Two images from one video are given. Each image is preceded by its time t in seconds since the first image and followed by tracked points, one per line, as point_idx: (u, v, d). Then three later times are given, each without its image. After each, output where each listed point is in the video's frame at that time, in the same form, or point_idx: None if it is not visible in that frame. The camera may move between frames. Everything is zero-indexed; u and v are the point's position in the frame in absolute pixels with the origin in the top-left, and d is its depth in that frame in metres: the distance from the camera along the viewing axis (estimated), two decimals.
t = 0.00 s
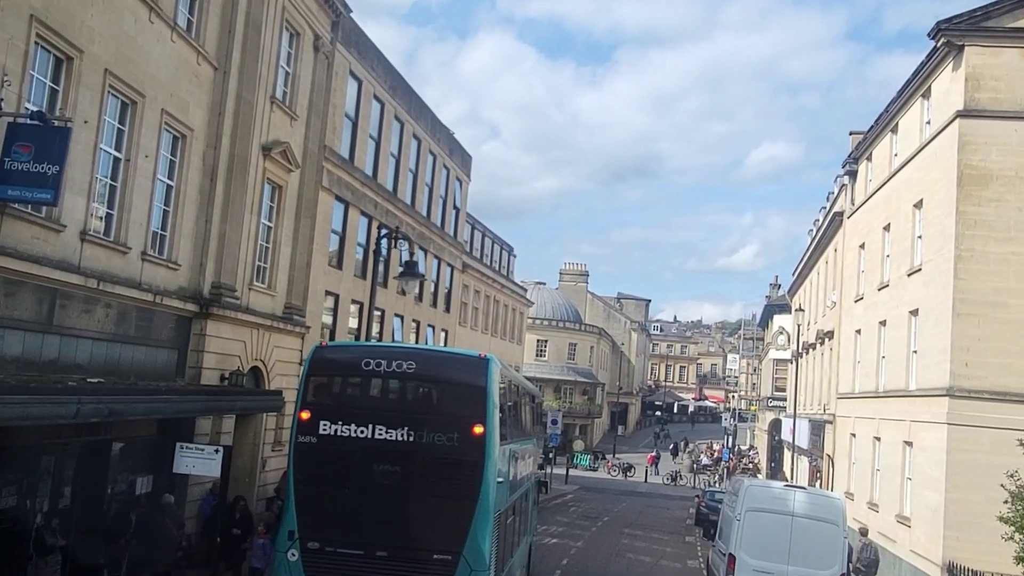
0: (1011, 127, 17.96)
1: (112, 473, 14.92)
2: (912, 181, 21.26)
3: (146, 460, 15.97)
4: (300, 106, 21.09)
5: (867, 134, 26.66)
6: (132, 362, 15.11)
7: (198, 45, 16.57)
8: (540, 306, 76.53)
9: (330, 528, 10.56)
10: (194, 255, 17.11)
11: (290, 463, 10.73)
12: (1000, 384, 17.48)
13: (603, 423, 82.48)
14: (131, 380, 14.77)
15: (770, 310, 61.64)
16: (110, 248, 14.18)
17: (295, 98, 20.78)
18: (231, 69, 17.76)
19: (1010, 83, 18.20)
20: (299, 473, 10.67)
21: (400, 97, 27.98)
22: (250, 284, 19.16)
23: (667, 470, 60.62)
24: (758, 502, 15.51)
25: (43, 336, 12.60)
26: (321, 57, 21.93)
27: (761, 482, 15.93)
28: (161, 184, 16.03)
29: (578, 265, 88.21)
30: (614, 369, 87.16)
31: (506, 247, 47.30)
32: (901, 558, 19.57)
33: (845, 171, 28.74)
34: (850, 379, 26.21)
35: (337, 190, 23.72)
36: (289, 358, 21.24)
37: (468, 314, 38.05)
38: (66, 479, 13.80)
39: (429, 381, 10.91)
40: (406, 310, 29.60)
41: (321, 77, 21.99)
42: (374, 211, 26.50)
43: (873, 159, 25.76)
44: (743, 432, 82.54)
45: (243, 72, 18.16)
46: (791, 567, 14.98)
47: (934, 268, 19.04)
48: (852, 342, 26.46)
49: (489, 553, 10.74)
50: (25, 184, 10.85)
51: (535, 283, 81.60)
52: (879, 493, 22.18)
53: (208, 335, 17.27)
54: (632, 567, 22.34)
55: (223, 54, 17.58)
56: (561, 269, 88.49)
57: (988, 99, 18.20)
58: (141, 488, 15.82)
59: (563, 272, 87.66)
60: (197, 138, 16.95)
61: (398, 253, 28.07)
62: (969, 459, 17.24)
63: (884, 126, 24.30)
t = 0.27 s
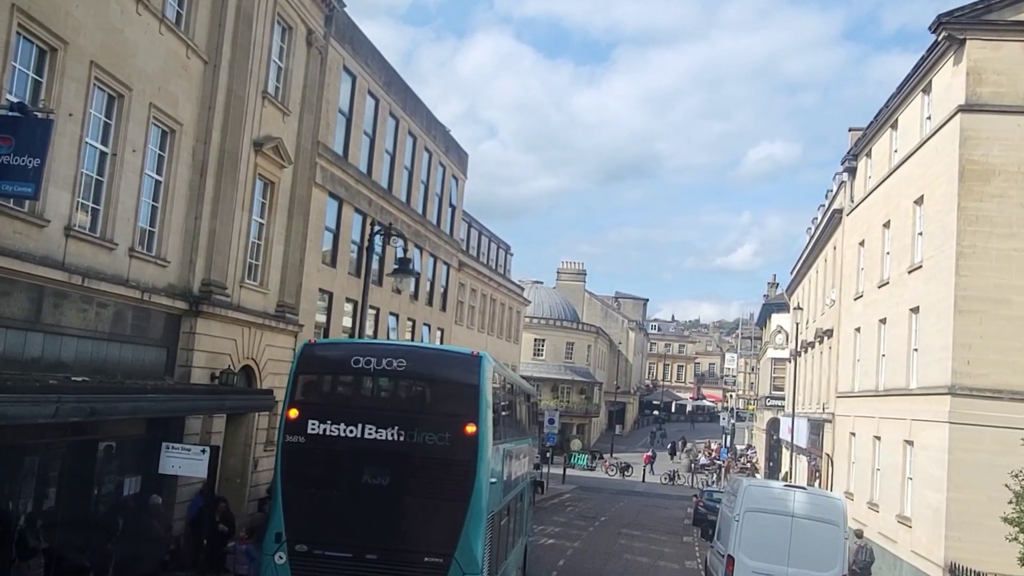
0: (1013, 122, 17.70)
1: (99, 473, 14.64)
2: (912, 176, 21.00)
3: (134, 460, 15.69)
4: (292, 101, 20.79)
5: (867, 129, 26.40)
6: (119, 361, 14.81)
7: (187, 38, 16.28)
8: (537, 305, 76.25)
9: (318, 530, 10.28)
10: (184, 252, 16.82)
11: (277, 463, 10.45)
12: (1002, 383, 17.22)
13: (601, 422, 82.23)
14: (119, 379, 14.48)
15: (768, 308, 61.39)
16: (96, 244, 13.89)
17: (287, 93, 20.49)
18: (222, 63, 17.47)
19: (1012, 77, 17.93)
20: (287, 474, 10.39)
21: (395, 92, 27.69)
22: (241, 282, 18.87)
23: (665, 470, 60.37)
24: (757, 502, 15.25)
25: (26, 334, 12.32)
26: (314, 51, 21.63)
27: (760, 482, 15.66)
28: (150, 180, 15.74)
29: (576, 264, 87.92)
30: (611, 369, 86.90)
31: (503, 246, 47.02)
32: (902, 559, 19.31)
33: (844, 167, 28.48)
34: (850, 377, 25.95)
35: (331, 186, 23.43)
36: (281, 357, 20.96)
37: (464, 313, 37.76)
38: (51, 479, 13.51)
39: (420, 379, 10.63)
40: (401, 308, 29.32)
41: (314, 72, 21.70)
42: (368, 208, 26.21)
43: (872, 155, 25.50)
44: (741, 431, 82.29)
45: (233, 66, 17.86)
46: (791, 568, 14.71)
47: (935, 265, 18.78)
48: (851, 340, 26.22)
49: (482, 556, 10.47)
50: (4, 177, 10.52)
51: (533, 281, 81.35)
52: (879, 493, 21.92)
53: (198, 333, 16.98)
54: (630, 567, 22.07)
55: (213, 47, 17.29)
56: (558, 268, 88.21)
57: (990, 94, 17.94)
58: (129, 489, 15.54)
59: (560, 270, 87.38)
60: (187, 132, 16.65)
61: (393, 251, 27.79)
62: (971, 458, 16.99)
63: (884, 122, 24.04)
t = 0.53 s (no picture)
0: (1016, 114, 17.45)
1: (87, 471, 14.36)
2: (913, 170, 20.75)
3: (123, 458, 15.42)
4: (285, 93, 20.50)
5: (866, 123, 26.16)
6: (108, 356, 14.52)
7: (177, 28, 15.98)
8: (534, 302, 76.01)
9: (308, 528, 10.02)
10: (174, 246, 16.53)
11: (266, 460, 10.18)
12: (1005, 378, 16.99)
13: (598, 419, 82.06)
14: (106, 375, 14.20)
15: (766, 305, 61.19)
16: (82, 237, 13.60)
17: (280, 85, 20.20)
18: (213, 53, 17.18)
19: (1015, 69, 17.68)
20: (276, 471, 10.12)
21: (390, 86, 27.40)
22: (233, 277, 18.59)
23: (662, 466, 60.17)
24: (757, 499, 15.01)
25: (10, 329, 12.03)
26: (308, 43, 21.34)
27: (760, 479, 15.41)
28: (138, 172, 15.44)
29: (573, 260, 87.68)
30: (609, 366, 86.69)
31: (500, 242, 46.76)
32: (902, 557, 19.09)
33: (843, 162, 28.24)
34: (849, 374, 25.73)
35: (325, 180, 23.14)
36: (274, 353, 20.69)
37: (461, 309, 37.50)
38: (37, 478, 13.22)
39: (413, 373, 10.37)
40: (397, 303, 29.05)
41: (307, 64, 21.40)
42: (363, 202, 25.92)
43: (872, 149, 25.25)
44: (739, 428, 82.12)
45: (224, 57, 17.56)
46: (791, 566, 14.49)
47: (936, 259, 18.55)
48: (851, 336, 26.00)
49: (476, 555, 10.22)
50: None
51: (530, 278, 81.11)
52: (879, 490, 21.71)
53: (189, 329, 16.72)
54: (628, 565, 21.84)
55: (203, 37, 16.99)
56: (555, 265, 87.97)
57: (992, 85, 17.69)
58: (117, 487, 15.28)
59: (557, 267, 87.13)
60: (177, 124, 16.36)
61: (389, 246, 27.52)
62: (973, 455, 16.77)
63: (884, 115, 23.79)
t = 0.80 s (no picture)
0: (1016, 110, 17.28)
1: (76, 473, 14.14)
2: (913, 167, 20.57)
3: (113, 460, 15.20)
4: (278, 90, 20.29)
5: (865, 121, 25.98)
6: (97, 356, 14.29)
7: (168, 23, 15.77)
8: (532, 301, 75.85)
9: (298, 531, 9.82)
10: (165, 244, 16.31)
11: (255, 461, 9.97)
12: (1006, 378, 16.82)
13: (595, 419, 81.88)
14: (96, 374, 13.98)
15: (764, 305, 61.03)
16: (71, 234, 13.39)
17: (274, 82, 19.99)
18: (205, 49, 16.96)
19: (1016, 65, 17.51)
20: (266, 472, 9.91)
21: (385, 83, 27.17)
22: (226, 275, 18.37)
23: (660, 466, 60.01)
24: (756, 500, 14.81)
25: None
26: (302, 39, 21.13)
27: (759, 479, 15.22)
28: (129, 168, 15.22)
29: (570, 260, 87.52)
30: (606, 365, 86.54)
31: (497, 241, 46.57)
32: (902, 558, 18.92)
33: (841, 160, 28.07)
34: (848, 373, 25.56)
35: (319, 178, 22.92)
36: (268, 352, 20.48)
37: (457, 309, 37.30)
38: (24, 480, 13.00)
39: (405, 372, 10.16)
40: (393, 303, 28.85)
41: (301, 60, 21.18)
42: (358, 201, 25.70)
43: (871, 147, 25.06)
44: (736, 428, 81.97)
45: (216, 52, 17.34)
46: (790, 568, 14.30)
47: (936, 257, 18.37)
48: (849, 335, 25.83)
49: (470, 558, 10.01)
50: None
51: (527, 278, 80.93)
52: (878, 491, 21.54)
53: (180, 328, 16.50)
54: (625, 566, 21.67)
55: (195, 32, 16.77)
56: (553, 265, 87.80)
57: (992, 82, 17.52)
58: (107, 489, 15.06)
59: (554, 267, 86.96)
60: (168, 120, 16.15)
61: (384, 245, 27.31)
62: (973, 455, 16.60)
63: (883, 113, 23.60)
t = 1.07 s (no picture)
0: (1017, 107, 17.13)
1: (66, 473, 13.96)
2: (913, 165, 20.42)
3: (104, 460, 15.02)
4: (273, 87, 20.11)
5: (864, 118, 25.82)
6: (88, 355, 14.10)
7: (160, 19, 15.59)
8: (529, 301, 75.68)
9: (290, 533, 9.65)
10: (157, 242, 16.13)
11: (246, 462, 9.80)
12: (1007, 377, 16.68)
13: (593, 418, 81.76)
14: (86, 374, 13.79)
15: (762, 304, 60.87)
16: (61, 232, 13.20)
17: (268, 79, 19.81)
18: (198, 45, 16.78)
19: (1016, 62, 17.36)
20: (257, 473, 9.73)
21: (381, 80, 26.98)
22: (219, 274, 18.19)
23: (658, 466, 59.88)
24: (754, 501, 14.67)
25: None
26: (297, 35, 20.95)
27: (757, 480, 15.08)
28: (120, 165, 15.03)
29: (568, 259, 87.38)
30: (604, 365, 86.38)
31: (494, 240, 46.41)
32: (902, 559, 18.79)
33: (840, 158, 27.92)
34: (847, 372, 25.42)
35: (315, 176, 22.74)
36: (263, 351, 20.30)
37: (454, 308, 37.13)
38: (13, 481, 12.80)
39: (399, 372, 9.99)
40: (389, 302, 28.68)
41: (296, 57, 20.99)
42: (354, 199, 25.53)
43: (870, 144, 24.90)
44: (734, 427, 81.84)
45: (210, 49, 17.16)
46: (790, 569, 14.13)
47: (936, 256, 18.22)
48: (848, 334, 25.70)
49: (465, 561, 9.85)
50: None
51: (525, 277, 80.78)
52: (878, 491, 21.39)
53: (173, 327, 16.31)
54: (623, 567, 21.52)
55: (187, 28, 16.59)
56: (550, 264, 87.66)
57: (993, 79, 17.37)
58: (98, 490, 14.88)
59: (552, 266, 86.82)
60: (160, 117, 15.96)
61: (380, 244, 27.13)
62: (974, 454, 16.46)
63: (882, 110, 23.43)
